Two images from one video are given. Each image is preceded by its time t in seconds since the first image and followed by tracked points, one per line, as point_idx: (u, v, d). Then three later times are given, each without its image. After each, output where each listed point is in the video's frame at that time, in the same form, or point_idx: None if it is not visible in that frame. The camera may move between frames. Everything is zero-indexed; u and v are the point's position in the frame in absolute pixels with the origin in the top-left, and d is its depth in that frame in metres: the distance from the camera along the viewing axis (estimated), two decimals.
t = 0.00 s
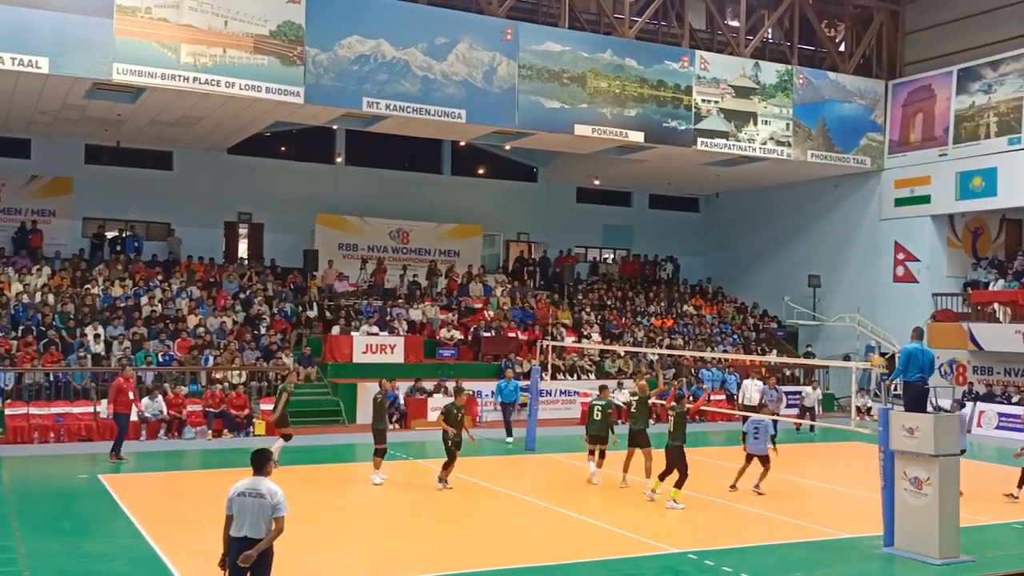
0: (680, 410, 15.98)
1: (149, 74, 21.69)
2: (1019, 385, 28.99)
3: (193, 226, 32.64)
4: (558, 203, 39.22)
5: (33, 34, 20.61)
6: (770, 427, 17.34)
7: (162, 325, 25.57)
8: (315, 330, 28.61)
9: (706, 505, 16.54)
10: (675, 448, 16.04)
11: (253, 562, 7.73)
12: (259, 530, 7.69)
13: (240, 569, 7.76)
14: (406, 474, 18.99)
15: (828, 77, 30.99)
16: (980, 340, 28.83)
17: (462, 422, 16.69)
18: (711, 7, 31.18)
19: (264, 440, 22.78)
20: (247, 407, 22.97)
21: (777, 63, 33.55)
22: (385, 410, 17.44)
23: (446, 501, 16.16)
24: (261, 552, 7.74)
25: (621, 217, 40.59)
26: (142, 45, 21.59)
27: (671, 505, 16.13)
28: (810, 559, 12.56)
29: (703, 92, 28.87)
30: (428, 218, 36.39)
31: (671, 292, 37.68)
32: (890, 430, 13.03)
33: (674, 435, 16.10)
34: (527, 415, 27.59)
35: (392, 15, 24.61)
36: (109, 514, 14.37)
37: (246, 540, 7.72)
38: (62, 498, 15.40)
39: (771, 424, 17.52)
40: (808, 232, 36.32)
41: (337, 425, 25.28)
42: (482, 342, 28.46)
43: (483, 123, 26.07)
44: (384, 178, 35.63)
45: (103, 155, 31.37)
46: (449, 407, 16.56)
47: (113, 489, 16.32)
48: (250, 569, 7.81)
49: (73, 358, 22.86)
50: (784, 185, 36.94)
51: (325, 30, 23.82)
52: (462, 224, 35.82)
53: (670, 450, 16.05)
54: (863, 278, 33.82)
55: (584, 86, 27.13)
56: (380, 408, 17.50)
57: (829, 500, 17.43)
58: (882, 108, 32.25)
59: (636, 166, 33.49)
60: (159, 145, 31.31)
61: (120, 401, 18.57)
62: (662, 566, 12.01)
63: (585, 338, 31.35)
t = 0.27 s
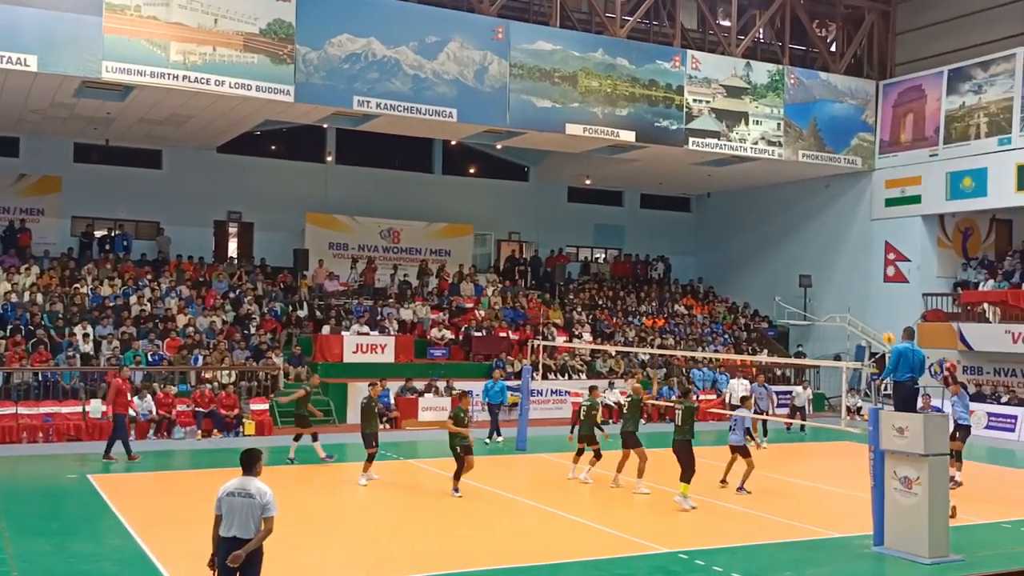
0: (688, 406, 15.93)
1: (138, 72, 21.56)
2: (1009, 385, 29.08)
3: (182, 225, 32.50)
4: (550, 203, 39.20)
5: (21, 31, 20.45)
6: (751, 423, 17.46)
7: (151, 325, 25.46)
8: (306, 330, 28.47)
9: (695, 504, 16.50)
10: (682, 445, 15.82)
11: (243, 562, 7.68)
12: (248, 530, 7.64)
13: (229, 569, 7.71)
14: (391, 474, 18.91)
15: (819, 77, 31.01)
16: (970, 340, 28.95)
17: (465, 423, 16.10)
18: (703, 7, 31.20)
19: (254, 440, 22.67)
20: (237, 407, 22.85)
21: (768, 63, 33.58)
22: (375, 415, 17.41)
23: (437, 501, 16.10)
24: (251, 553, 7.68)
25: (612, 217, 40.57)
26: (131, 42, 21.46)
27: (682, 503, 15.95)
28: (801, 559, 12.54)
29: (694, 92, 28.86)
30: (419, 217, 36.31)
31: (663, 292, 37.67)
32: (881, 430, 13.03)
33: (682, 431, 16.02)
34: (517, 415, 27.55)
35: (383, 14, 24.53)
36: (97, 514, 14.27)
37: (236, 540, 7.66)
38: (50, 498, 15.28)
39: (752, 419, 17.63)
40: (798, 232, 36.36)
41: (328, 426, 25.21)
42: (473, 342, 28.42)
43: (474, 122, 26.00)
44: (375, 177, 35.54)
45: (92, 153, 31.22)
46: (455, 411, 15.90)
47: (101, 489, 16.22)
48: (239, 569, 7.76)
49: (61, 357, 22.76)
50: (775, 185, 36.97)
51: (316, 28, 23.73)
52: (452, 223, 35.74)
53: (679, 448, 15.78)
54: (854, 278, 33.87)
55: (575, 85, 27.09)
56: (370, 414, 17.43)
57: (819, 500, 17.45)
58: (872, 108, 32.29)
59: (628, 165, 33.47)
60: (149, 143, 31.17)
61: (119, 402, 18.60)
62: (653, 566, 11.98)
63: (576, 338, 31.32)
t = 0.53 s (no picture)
0: (693, 415, 15.61)
1: (129, 71, 21.52)
2: (997, 385, 29.24)
3: (173, 224, 32.44)
4: (541, 202, 39.26)
5: (11, 29, 20.40)
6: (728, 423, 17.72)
7: (141, 324, 25.43)
8: (297, 329, 28.43)
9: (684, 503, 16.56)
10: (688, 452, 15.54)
11: (233, 561, 7.69)
12: (237, 529, 7.64)
13: (220, 568, 7.72)
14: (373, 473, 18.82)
15: (809, 78, 31.11)
16: (959, 340, 29.11)
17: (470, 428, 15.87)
18: (693, 8, 31.30)
19: (245, 439, 22.60)
20: (227, 406, 22.82)
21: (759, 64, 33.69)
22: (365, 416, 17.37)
23: (427, 501, 16.10)
24: (241, 552, 7.69)
25: (604, 217, 40.64)
26: (122, 41, 21.42)
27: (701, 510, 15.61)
28: (790, 557, 12.57)
29: (685, 92, 28.94)
30: (410, 216, 36.31)
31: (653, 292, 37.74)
32: (870, 429, 13.09)
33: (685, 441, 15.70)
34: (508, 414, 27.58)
35: (374, 14, 24.54)
36: (85, 514, 14.23)
37: (226, 540, 7.67)
38: (39, 498, 15.24)
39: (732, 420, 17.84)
40: (789, 232, 36.48)
41: (317, 425, 25.11)
42: (464, 342, 28.44)
43: (465, 122, 26.02)
44: (366, 176, 35.55)
45: (82, 152, 31.17)
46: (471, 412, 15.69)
47: (91, 488, 16.17)
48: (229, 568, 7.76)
49: (52, 357, 22.71)
50: (766, 185, 37.08)
51: (307, 27, 23.72)
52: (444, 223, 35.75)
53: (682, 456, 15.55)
54: (844, 278, 33.99)
55: (566, 85, 27.14)
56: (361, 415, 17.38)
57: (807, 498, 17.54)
58: (862, 109, 32.42)
59: (619, 165, 33.54)
60: (139, 142, 31.11)
61: (122, 402, 18.46)
62: (643, 565, 11.99)
63: (566, 337, 31.37)
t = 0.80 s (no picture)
0: (694, 413, 15.67)
1: (122, 70, 21.47)
2: (991, 384, 29.30)
3: (167, 224, 32.38)
4: (536, 202, 39.27)
5: (5, 27, 20.34)
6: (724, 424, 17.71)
7: (135, 323, 25.39)
8: (291, 329, 28.43)
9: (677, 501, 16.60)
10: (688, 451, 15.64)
11: (226, 561, 7.67)
12: (231, 529, 7.63)
13: (213, 568, 7.70)
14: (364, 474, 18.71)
15: (803, 78, 31.14)
16: (952, 340, 29.15)
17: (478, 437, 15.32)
18: (688, 8, 31.33)
19: (238, 439, 22.55)
20: (221, 406, 22.77)
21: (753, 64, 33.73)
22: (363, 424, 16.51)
23: (421, 501, 16.09)
24: (235, 552, 7.67)
25: (598, 217, 40.65)
26: (115, 40, 21.37)
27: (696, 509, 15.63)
28: (783, 557, 12.57)
29: (680, 92, 28.94)
30: (405, 216, 36.28)
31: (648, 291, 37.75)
32: (864, 428, 13.12)
33: (685, 440, 15.73)
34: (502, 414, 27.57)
35: (369, 13, 24.51)
36: (77, 514, 14.19)
37: (220, 540, 7.65)
38: (31, 498, 15.20)
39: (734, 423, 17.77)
40: (783, 232, 36.51)
41: (312, 425, 25.08)
42: (459, 341, 28.43)
43: (460, 121, 26.00)
44: (361, 176, 35.52)
45: (75, 151, 31.12)
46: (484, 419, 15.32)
47: (84, 488, 16.12)
48: (223, 568, 7.74)
49: (45, 356, 22.66)
50: (760, 185, 37.13)
51: (302, 26, 23.68)
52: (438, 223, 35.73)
53: (682, 455, 15.65)
54: (838, 278, 34.03)
55: (561, 85, 27.13)
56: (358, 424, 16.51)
57: (799, 498, 17.58)
58: (856, 109, 32.47)
59: (613, 165, 33.56)
60: (133, 141, 31.05)
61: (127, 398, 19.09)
62: (637, 565, 11.98)
63: (561, 337, 31.37)
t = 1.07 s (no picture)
0: (691, 414, 15.58)
1: (118, 69, 21.44)
2: (987, 385, 29.34)
3: (163, 223, 32.35)
4: (532, 202, 39.28)
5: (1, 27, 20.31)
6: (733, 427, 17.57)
7: (131, 323, 25.34)
8: (287, 330, 28.18)
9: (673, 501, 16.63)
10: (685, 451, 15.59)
11: (223, 561, 7.66)
12: (227, 530, 7.62)
13: (210, 569, 7.69)
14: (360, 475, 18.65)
15: (800, 78, 31.16)
16: (948, 340, 29.13)
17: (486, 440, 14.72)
18: (684, 8, 31.36)
19: (234, 439, 22.54)
20: (217, 406, 22.72)
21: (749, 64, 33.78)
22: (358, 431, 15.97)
23: (417, 501, 16.09)
24: (231, 552, 7.66)
25: (594, 217, 40.67)
26: (112, 40, 21.34)
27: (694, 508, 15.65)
28: (780, 558, 12.58)
29: (676, 92, 28.96)
30: (402, 216, 36.27)
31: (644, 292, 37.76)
32: (860, 429, 13.12)
33: (682, 439, 15.71)
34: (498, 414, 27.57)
35: (365, 13, 24.50)
36: (72, 514, 14.16)
37: (216, 540, 7.64)
38: (27, 498, 15.18)
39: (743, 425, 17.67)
40: (779, 232, 36.54)
41: (308, 425, 25.09)
42: (455, 341, 28.45)
43: (456, 122, 26.00)
44: (357, 176, 35.52)
45: (71, 151, 31.09)
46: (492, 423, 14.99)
47: (79, 488, 16.10)
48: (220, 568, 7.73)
49: (41, 356, 22.62)
50: (756, 185, 37.17)
51: (299, 26, 23.67)
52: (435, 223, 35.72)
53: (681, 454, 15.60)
54: (834, 278, 34.07)
55: (557, 85, 27.14)
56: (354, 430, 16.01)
57: (794, 498, 17.61)
58: (853, 109, 32.51)
59: (610, 165, 33.58)
60: (129, 141, 31.02)
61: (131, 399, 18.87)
62: (633, 566, 11.98)
63: (557, 337, 31.39)
